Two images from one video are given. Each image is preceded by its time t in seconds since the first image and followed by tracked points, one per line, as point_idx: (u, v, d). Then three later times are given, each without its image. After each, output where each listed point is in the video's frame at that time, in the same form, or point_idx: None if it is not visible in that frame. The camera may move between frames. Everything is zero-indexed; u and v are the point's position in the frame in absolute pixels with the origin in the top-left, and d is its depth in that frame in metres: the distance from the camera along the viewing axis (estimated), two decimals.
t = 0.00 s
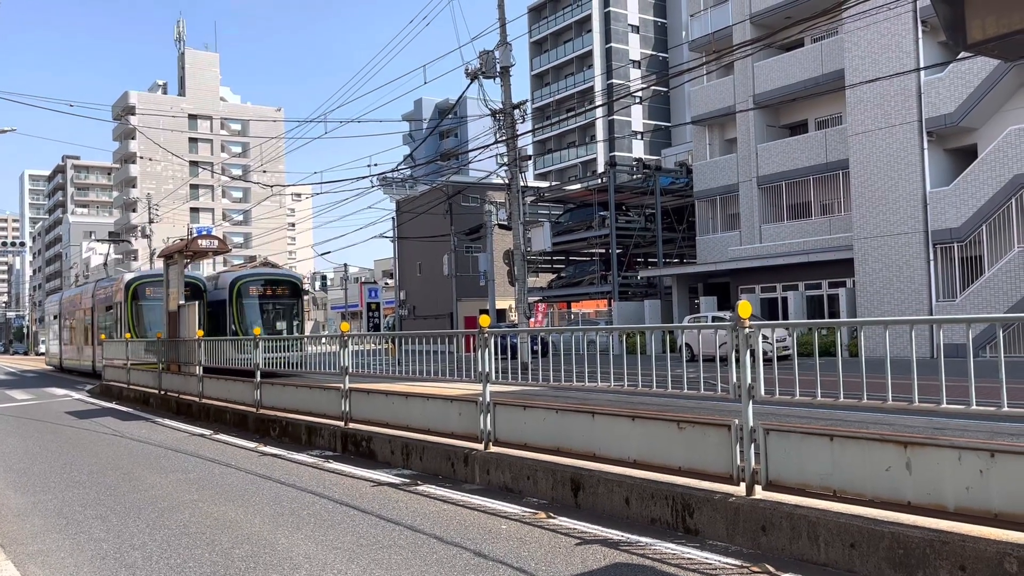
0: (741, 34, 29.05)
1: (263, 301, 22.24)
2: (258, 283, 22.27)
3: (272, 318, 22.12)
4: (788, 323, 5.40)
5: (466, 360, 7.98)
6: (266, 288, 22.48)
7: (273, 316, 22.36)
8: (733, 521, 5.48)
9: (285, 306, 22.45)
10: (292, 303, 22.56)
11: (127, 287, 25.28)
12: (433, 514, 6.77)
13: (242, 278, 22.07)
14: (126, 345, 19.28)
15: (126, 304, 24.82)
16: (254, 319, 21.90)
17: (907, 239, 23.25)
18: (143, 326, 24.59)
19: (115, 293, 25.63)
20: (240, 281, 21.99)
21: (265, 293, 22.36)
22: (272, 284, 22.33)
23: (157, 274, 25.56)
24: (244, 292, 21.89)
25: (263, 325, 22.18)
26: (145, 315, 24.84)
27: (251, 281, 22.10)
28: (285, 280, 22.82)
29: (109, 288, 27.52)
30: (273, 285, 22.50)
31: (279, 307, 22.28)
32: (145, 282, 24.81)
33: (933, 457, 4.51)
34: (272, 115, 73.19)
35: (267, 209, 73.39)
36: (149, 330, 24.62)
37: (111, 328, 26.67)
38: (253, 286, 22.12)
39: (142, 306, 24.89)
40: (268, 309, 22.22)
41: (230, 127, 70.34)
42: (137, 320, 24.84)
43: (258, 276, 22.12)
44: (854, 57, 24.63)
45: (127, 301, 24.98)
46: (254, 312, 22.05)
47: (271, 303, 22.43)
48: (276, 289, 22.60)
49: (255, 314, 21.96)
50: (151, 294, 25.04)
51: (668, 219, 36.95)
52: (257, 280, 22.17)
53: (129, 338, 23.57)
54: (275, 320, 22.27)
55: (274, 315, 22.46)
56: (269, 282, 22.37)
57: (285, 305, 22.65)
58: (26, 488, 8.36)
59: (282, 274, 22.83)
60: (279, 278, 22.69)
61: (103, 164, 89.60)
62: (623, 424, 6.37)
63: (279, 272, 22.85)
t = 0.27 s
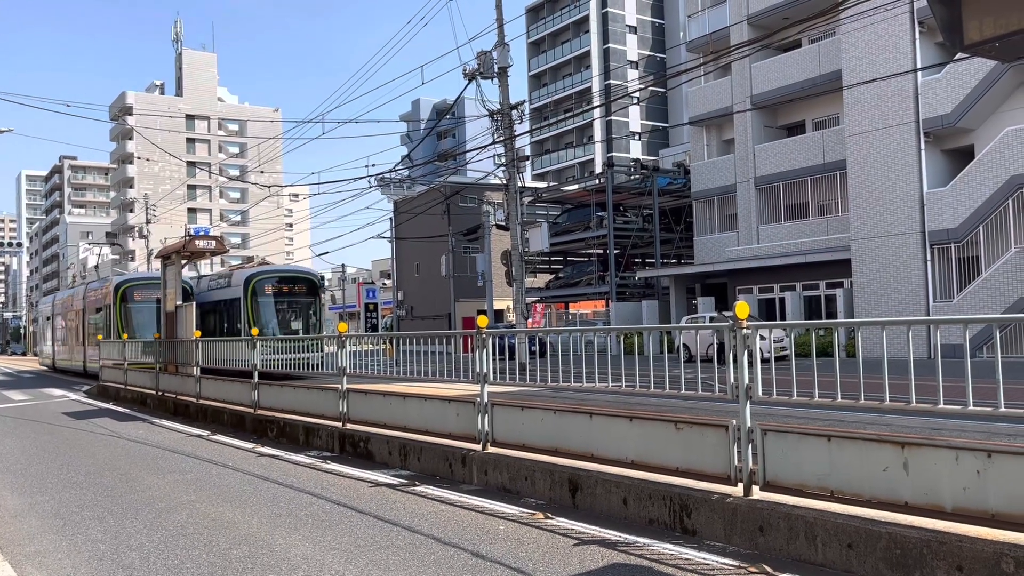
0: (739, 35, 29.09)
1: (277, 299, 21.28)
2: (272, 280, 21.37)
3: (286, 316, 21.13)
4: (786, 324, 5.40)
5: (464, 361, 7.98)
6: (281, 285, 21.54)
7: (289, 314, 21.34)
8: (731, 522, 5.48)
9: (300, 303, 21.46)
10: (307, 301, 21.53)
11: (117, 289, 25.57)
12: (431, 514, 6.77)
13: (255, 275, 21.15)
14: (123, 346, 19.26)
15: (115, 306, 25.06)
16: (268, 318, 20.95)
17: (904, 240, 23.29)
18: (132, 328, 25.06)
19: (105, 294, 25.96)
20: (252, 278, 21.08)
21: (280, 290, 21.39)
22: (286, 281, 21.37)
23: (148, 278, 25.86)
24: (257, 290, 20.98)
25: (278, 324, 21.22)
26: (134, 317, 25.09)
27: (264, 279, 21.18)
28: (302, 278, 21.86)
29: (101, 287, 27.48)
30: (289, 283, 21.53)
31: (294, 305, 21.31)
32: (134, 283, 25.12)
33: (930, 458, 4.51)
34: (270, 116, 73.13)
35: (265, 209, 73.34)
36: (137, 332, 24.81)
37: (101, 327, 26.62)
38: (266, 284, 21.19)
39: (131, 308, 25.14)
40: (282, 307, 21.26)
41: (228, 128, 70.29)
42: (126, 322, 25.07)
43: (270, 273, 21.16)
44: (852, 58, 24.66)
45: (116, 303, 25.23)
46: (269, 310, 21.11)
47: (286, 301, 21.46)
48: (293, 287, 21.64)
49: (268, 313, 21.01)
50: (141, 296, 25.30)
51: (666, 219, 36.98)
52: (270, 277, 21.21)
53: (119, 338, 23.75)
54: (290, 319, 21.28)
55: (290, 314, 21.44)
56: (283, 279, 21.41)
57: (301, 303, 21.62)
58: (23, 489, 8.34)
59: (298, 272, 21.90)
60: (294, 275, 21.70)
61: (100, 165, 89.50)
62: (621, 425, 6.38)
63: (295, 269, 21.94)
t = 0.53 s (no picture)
0: (736, 35, 29.12)
1: (296, 297, 20.28)
2: (288, 278, 20.31)
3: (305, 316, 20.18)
4: (783, 324, 5.41)
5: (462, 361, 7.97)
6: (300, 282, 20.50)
7: (308, 314, 20.39)
8: (729, 522, 5.48)
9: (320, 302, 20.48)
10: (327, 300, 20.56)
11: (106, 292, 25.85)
12: (428, 514, 6.77)
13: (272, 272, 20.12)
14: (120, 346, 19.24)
15: (103, 307, 25.30)
16: (287, 318, 19.98)
17: (901, 240, 23.33)
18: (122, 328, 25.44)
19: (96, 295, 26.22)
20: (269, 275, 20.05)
21: (299, 289, 20.36)
22: (305, 279, 20.36)
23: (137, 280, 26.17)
24: (275, 288, 19.96)
25: (297, 324, 20.23)
26: (122, 318, 25.37)
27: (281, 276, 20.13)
28: (320, 274, 20.80)
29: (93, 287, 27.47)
30: (308, 280, 20.48)
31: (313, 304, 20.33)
32: (124, 285, 25.42)
33: (928, 458, 4.52)
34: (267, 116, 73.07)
35: (262, 210, 73.26)
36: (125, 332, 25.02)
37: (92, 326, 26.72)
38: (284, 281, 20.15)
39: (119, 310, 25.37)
40: (301, 306, 20.27)
41: (225, 128, 70.21)
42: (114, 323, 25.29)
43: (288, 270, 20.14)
44: (849, 58, 24.70)
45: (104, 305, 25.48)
46: (287, 309, 20.10)
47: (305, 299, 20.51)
48: (312, 284, 20.62)
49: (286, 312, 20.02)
50: (130, 297, 25.57)
51: (663, 219, 37.01)
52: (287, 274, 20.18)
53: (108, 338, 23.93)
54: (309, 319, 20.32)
55: (309, 312, 20.47)
56: (302, 276, 20.38)
57: (321, 301, 20.64)
58: (20, 489, 8.32)
59: (316, 267, 20.83)
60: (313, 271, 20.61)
61: (97, 165, 89.32)
62: (618, 425, 6.37)
63: (314, 265, 20.86)
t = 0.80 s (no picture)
0: (733, 35, 29.16)
1: (319, 295, 19.60)
2: (311, 274, 19.59)
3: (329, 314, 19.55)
4: (780, 323, 5.41)
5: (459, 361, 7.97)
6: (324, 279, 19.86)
7: (331, 312, 19.75)
8: (726, 522, 5.48)
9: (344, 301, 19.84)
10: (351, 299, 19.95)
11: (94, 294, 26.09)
12: (425, 514, 6.76)
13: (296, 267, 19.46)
14: (117, 346, 19.20)
15: (92, 309, 25.53)
16: (310, 316, 19.29)
17: (898, 240, 23.37)
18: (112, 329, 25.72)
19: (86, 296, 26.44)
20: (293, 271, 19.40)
21: (322, 285, 19.68)
22: (330, 276, 19.74)
23: (126, 283, 26.41)
24: (298, 285, 19.27)
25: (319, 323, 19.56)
26: (111, 319, 25.61)
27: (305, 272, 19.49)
28: (343, 270, 20.16)
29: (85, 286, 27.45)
30: (331, 277, 19.81)
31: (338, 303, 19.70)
32: (112, 287, 25.66)
33: (924, 457, 4.52)
34: (264, 116, 72.99)
35: (260, 210, 73.16)
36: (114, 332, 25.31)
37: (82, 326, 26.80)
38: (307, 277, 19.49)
39: (108, 311, 25.60)
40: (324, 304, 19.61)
41: (222, 128, 70.11)
42: (103, 324, 25.51)
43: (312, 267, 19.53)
44: (846, 58, 24.73)
45: (93, 307, 25.72)
46: (310, 307, 19.42)
47: (326, 295, 19.90)
48: (335, 280, 20.00)
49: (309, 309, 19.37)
50: (118, 299, 25.81)
51: (661, 219, 37.03)
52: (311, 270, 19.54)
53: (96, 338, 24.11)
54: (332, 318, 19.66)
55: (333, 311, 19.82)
56: (327, 273, 19.76)
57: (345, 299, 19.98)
58: (17, 490, 8.30)
59: (339, 263, 20.16)
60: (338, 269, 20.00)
61: (94, 165, 89.13)
62: (616, 424, 6.37)
63: (337, 261, 20.20)
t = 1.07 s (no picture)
0: (731, 35, 29.18)
1: (346, 292, 19.06)
2: (338, 269, 19.02)
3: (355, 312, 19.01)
4: (777, 323, 5.41)
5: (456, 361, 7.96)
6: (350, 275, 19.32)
7: (357, 310, 19.23)
8: (723, 521, 5.49)
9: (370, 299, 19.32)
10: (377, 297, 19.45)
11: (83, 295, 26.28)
12: (423, 515, 6.76)
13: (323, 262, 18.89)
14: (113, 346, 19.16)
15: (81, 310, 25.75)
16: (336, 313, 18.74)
17: (894, 239, 23.40)
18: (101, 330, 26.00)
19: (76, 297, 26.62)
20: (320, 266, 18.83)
21: (348, 282, 19.14)
22: (357, 273, 19.22)
23: (114, 285, 26.65)
24: (325, 281, 18.71)
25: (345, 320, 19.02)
26: (99, 320, 25.83)
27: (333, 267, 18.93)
28: (371, 267, 19.64)
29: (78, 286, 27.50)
30: (358, 273, 19.29)
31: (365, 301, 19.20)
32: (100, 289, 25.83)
33: (922, 457, 4.53)
34: (261, 116, 72.89)
35: (257, 210, 73.05)
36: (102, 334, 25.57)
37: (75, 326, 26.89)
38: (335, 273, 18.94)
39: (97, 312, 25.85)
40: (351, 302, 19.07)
41: (219, 128, 70.00)
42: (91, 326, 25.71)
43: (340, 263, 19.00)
44: (843, 58, 24.76)
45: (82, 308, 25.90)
46: (336, 304, 18.86)
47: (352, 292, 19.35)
48: (362, 277, 19.46)
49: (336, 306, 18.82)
50: (107, 300, 26.04)
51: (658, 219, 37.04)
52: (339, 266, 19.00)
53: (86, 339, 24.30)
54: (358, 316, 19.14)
55: (359, 309, 19.29)
56: (354, 270, 19.23)
57: (371, 297, 19.46)
58: (14, 490, 8.29)
59: (368, 259, 19.65)
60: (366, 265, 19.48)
61: (90, 165, 88.92)
62: (613, 424, 6.37)
63: (364, 257, 19.66)
